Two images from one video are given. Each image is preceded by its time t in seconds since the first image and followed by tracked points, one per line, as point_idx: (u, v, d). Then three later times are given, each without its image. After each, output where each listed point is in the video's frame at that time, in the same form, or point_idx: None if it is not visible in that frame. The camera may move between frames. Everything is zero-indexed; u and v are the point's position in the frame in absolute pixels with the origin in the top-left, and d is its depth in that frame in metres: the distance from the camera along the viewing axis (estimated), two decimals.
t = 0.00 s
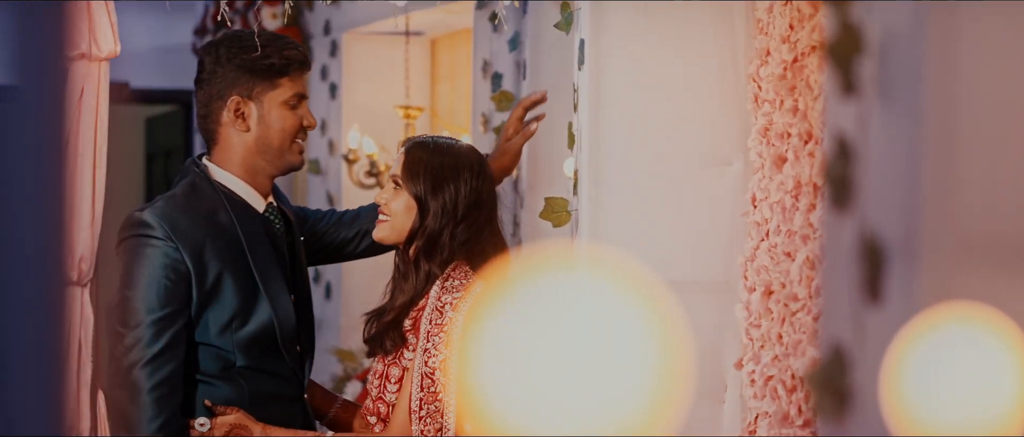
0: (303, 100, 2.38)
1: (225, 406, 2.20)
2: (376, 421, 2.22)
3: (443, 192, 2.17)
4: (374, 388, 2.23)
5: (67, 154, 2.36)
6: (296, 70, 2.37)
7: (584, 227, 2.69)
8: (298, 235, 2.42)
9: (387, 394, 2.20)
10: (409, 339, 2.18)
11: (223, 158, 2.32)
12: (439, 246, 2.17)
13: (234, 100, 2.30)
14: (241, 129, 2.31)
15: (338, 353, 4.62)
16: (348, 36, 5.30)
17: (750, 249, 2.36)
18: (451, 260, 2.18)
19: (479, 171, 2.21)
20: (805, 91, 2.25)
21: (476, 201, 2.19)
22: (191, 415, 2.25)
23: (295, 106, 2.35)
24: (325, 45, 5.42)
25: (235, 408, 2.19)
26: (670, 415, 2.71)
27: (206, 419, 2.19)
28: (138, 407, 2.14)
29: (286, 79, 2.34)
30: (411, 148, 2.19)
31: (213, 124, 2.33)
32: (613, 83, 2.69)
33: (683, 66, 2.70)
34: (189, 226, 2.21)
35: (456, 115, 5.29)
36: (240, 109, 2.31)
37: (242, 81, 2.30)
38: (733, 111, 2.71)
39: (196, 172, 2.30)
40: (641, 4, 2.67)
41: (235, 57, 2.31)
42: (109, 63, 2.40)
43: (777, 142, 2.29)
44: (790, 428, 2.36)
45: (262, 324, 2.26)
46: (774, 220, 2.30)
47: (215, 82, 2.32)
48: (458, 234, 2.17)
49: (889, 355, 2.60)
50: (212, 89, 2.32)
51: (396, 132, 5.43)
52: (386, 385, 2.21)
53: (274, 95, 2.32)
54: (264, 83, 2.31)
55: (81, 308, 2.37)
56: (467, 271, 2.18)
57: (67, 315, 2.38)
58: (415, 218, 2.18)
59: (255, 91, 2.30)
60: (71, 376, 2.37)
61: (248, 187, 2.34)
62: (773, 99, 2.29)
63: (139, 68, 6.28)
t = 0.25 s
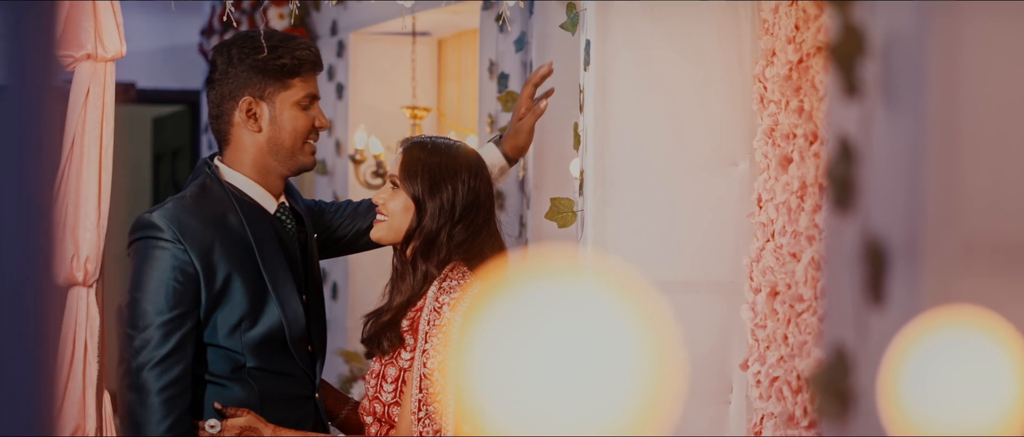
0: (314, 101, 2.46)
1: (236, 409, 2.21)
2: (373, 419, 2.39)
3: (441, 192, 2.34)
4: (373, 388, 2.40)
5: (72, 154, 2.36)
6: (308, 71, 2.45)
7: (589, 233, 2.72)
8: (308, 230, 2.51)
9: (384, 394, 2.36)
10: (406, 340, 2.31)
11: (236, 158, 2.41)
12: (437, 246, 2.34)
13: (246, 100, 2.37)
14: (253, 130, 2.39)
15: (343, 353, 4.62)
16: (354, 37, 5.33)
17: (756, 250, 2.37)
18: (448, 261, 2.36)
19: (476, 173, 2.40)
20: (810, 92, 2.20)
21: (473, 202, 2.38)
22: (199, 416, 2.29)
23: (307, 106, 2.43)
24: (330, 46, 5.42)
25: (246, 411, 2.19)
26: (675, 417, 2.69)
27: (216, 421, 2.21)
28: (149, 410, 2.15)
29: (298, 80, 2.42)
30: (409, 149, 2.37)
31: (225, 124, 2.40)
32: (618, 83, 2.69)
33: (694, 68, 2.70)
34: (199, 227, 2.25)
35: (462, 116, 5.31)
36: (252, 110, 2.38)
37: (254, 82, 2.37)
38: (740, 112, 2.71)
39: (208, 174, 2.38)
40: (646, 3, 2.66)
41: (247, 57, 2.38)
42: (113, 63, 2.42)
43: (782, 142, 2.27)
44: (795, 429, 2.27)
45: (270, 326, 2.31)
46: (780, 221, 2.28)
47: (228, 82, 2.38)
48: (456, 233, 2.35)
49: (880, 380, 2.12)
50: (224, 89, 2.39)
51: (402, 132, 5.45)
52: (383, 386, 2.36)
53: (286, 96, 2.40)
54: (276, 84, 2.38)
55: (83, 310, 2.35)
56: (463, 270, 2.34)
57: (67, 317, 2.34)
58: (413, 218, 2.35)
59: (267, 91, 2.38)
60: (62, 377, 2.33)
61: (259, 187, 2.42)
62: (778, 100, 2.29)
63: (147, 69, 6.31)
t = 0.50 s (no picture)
0: (325, 102, 2.44)
1: (244, 408, 2.25)
2: (370, 419, 2.38)
3: (440, 191, 2.35)
4: (370, 387, 2.38)
5: (78, 152, 2.35)
6: (319, 71, 2.42)
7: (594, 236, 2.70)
8: (319, 228, 2.48)
9: (381, 393, 2.35)
10: (406, 340, 2.32)
11: (246, 159, 2.39)
12: (435, 246, 2.35)
13: (257, 100, 2.36)
14: (263, 130, 2.37)
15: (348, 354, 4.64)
16: (359, 37, 5.33)
17: (760, 250, 2.35)
18: (447, 261, 2.36)
19: (475, 173, 2.41)
20: (815, 92, 2.19)
21: (472, 202, 2.39)
22: (207, 416, 2.29)
23: (317, 108, 2.41)
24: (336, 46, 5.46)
25: (254, 411, 2.22)
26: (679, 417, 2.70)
27: (225, 421, 2.24)
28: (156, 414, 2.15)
29: (309, 80, 2.40)
30: (408, 149, 2.38)
31: (234, 124, 2.39)
32: (623, 83, 2.69)
33: (696, 70, 2.70)
34: (207, 229, 2.24)
35: (467, 116, 5.32)
36: (262, 110, 2.36)
37: (265, 82, 2.35)
38: (744, 112, 2.72)
39: (217, 175, 2.37)
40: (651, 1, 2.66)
41: (257, 57, 2.36)
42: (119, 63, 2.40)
43: (787, 143, 2.23)
44: (800, 430, 2.27)
45: (278, 328, 2.30)
46: (785, 221, 2.26)
47: (238, 83, 2.37)
48: (455, 233, 2.36)
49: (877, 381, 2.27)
50: (234, 89, 2.37)
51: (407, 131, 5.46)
52: (381, 385, 2.35)
53: (296, 96, 2.38)
54: (286, 84, 2.36)
55: (88, 309, 2.34)
56: (462, 270, 2.34)
57: (74, 315, 2.35)
58: (412, 217, 2.35)
59: (278, 92, 2.36)
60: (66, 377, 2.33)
61: (267, 188, 2.40)
62: (783, 100, 2.27)
63: (151, 68, 6.31)
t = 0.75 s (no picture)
0: (336, 103, 2.44)
1: (251, 408, 2.21)
2: (368, 419, 2.37)
3: (440, 192, 2.36)
4: (368, 387, 2.37)
5: (82, 153, 2.30)
6: (330, 73, 2.43)
7: (598, 235, 2.71)
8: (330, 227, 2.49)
9: (379, 393, 2.34)
10: (406, 340, 2.33)
11: (256, 159, 2.39)
12: (435, 246, 2.35)
13: (268, 101, 2.37)
14: (273, 131, 2.38)
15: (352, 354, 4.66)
16: (364, 37, 5.33)
17: (765, 251, 2.36)
18: (447, 261, 2.36)
19: (476, 174, 2.42)
20: (818, 92, 2.21)
21: (473, 202, 2.40)
22: (216, 416, 2.30)
23: (328, 109, 2.42)
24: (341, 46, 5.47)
25: (262, 410, 2.19)
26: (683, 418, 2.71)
27: (232, 421, 2.21)
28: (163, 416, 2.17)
29: (320, 82, 2.41)
30: (410, 150, 2.38)
31: (246, 125, 2.40)
32: (627, 83, 2.69)
33: (696, 70, 2.70)
34: (214, 231, 2.24)
35: (473, 117, 5.33)
36: (274, 111, 2.37)
37: (276, 83, 2.36)
38: (749, 112, 2.71)
39: (227, 177, 2.37)
40: None
41: (269, 58, 2.38)
42: (125, 63, 2.34)
43: (791, 143, 2.28)
44: (804, 430, 2.28)
45: (286, 331, 2.29)
46: (789, 222, 2.28)
47: (250, 83, 2.38)
48: (455, 234, 2.36)
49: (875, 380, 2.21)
50: (246, 89, 2.39)
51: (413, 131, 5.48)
52: (379, 384, 2.35)
53: (307, 98, 2.39)
54: (298, 85, 2.37)
55: (93, 310, 2.31)
56: (462, 271, 2.34)
57: (77, 317, 2.31)
58: (412, 217, 2.36)
59: (289, 93, 2.37)
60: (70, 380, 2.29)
61: (277, 189, 2.41)
62: (788, 101, 2.29)
63: (157, 69, 6.33)
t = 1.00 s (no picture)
0: (346, 105, 2.45)
1: (258, 408, 2.21)
2: (367, 420, 2.34)
3: (440, 192, 2.36)
4: (367, 387, 2.35)
5: (85, 156, 2.27)
6: (341, 75, 2.44)
7: (603, 235, 2.68)
8: (338, 227, 2.50)
9: (378, 393, 2.30)
10: (404, 340, 2.30)
11: (265, 160, 2.40)
12: (434, 246, 2.35)
13: (279, 102, 2.37)
14: (284, 132, 2.38)
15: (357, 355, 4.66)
16: (369, 37, 5.32)
17: (769, 251, 2.36)
18: (446, 261, 2.36)
19: (477, 175, 2.42)
20: (823, 92, 2.22)
21: (473, 203, 2.40)
22: (223, 417, 2.30)
23: (338, 111, 2.43)
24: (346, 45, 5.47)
25: (269, 410, 2.19)
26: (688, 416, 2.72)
27: (239, 421, 2.20)
28: (172, 418, 2.16)
29: (331, 84, 2.42)
30: (411, 150, 2.39)
31: (257, 125, 2.40)
32: (631, 84, 2.67)
33: (696, 70, 2.70)
34: (222, 233, 2.25)
35: (478, 117, 5.35)
36: (285, 112, 2.37)
37: (288, 83, 2.37)
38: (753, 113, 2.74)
39: (234, 177, 2.39)
40: None
41: (282, 59, 2.39)
42: (129, 64, 2.31)
43: (795, 143, 2.27)
44: (808, 431, 2.27)
45: (293, 333, 2.30)
46: (793, 222, 2.28)
47: (261, 83, 2.38)
48: (454, 234, 2.36)
49: (872, 382, 2.25)
50: (257, 89, 2.39)
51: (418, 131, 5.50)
52: (377, 385, 2.31)
53: (318, 99, 2.39)
54: (309, 86, 2.38)
55: (97, 312, 2.27)
56: (462, 271, 2.33)
57: (82, 318, 2.28)
58: (412, 217, 2.36)
59: (301, 94, 2.37)
60: (73, 382, 2.26)
61: (286, 190, 2.42)
62: (792, 101, 2.29)
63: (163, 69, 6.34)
